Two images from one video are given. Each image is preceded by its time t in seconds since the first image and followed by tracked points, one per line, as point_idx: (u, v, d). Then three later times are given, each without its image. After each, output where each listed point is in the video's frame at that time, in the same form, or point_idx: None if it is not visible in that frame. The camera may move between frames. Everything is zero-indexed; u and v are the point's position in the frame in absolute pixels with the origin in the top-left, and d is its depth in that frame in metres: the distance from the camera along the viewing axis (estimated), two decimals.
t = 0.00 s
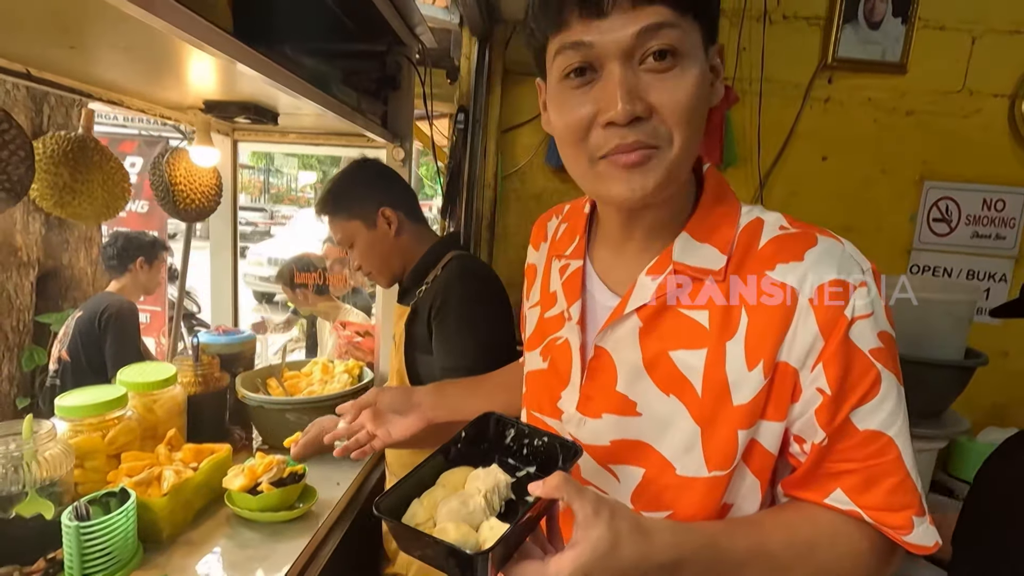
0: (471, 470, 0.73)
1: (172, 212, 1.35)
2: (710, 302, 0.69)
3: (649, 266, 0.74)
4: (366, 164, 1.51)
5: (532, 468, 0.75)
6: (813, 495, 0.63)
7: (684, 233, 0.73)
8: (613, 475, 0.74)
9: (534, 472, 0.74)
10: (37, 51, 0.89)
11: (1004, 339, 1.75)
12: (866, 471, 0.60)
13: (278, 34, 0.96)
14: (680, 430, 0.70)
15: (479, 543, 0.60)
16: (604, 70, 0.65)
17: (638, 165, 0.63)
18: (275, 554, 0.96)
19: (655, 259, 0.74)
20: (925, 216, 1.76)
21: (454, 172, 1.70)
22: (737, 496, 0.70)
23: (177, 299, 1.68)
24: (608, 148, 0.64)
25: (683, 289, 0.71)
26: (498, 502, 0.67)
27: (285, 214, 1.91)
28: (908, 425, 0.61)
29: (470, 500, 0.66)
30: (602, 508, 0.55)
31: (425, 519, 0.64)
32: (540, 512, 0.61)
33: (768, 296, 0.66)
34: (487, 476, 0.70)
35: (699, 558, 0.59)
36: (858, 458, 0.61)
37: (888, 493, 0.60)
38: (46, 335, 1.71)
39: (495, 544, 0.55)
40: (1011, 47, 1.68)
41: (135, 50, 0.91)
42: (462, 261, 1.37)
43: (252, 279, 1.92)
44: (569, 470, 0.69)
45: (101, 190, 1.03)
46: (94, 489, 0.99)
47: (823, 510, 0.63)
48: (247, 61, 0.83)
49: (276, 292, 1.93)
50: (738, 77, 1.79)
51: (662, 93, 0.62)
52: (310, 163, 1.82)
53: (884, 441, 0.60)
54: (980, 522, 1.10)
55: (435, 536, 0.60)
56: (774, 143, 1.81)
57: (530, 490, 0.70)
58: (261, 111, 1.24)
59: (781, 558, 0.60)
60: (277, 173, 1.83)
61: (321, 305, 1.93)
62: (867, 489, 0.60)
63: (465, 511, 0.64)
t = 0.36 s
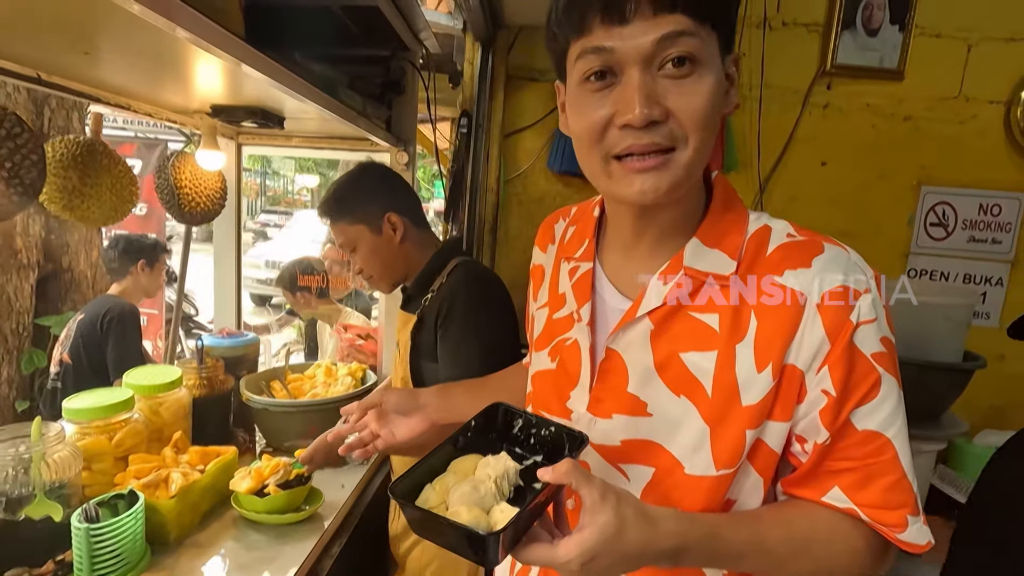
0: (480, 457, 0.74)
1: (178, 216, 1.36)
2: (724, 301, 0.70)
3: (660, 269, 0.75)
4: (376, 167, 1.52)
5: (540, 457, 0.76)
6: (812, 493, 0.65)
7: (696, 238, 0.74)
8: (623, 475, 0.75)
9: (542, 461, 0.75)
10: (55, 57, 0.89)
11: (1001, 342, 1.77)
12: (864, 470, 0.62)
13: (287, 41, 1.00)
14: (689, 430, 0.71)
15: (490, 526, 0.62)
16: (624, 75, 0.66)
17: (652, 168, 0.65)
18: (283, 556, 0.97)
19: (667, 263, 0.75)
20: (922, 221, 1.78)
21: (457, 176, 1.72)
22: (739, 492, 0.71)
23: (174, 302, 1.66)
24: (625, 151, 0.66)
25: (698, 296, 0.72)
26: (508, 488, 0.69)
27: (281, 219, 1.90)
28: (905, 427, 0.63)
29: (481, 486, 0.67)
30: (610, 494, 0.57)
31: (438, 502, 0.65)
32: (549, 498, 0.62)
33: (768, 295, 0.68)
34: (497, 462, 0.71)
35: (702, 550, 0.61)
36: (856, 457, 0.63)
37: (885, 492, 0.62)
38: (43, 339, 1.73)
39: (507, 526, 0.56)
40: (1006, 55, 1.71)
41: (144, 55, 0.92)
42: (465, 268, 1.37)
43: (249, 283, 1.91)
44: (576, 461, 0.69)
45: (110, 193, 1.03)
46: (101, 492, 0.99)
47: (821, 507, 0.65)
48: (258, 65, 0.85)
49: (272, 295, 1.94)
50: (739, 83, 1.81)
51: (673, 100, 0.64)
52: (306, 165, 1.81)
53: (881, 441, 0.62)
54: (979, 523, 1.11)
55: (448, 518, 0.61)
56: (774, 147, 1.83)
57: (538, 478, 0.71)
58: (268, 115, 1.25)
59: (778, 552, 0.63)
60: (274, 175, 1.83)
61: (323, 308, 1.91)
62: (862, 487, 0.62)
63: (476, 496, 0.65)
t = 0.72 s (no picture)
0: (487, 461, 0.73)
1: (182, 218, 1.36)
2: (735, 303, 0.70)
3: (670, 272, 0.75)
4: (365, 172, 1.51)
5: (547, 460, 0.76)
6: (821, 497, 0.65)
7: (705, 242, 0.74)
8: (630, 478, 0.75)
9: (549, 464, 0.75)
10: (66, 58, 0.89)
11: (1000, 345, 1.78)
12: (871, 476, 0.63)
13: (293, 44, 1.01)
14: (697, 434, 0.71)
15: (499, 531, 0.61)
16: (637, 74, 0.67)
17: (663, 170, 0.65)
18: (290, 559, 0.97)
19: (676, 266, 0.75)
20: (922, 224, 1.79)
21: (461, 178, 1.74)
22: (747, 496, 0.72)
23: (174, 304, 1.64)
24: (635, 151, 0.66)
25: (710, 300, 0.72)
26: (516, 492, 0.69)
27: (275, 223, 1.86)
28: (912, 433, 0.63)
29: (490, 489, 0.66)
30: (618, 498, 0.57)
31: (446, 506, 0.64)
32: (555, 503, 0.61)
33: (768, 296, 0.69)
34: (504, 466, 0.71)
35: (710, 554, 0.60)
36: (864, 462, 0.63)
37: (892, 498, 0.62)
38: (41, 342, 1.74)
39: (516, 531, 0.56)
40: (1004, 60, 1.72)
41: (151, 57, 0.92)
42: (468, 275, 1.38)
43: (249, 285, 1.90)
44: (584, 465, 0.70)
45: (116, 196, 1.03)
46: (106, 495, 0.99)
47: (828, 513, 0.65)
48: (268, 67, 0.85)
49: (271, 298, 1.92)
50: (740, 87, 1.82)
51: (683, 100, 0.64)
52: (304, 168, 1.83)
53: (889, 447, 0.63)
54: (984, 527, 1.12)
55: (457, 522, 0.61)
56: (775, 151, 1.84)
57: (546, 481, 0.71)
58: (274, 118, 1.25)
59: (784, 557, 0.62)
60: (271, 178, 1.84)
61: (324, 310, 1.89)
62: (868, 493, 0.63)
63: (485, 500, 0.64)
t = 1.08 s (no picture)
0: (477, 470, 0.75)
1: (181, 219, 1.35)
2: (735, 302, 0.70)
3: (669, 273, 0.75)
4: (371, 172, 1.50)
5: (540, 469, 0.78)
6: (821, 507, 0.65)
7: (705, 244, 0.73)
8: (623, 482, 0.75)
9: (541, 472, 0.77)
10: (66, 58, 0.88)
11: (999, 347, 1.79)
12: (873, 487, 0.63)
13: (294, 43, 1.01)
14: (692, 438, 0.71)
15: (484, 542, 0.61)
16: (603, 76, 0.68)
17: (629, 170, 0.67)
18: (289, 561, 0.96)
19: (675, 265, 0.75)
20: (921, 227, 1.80)
21: (461, 180, 1.74)
22: (747, 504, 0.71)
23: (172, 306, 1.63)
24: (603, 151, 0.68)
25: (710, 302, 0.72)
26: (504, 502, 0.70)
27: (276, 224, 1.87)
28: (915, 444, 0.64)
29: (477, 501, 0.67)
30: (607, 509, 0.55)
31: (433, 517, 0.65)
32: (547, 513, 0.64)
33: (768, 295, 0.70)
34: (493, 477, 0.72)
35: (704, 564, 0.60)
36: (866, 472, 0.63)
37: (894, 510, 0.62)
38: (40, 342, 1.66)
39: (501, 542, 0.56)
40: (1003, 64, 1.73)
41: (150, 56, 0.91)
42: (465, 273, 1.38)
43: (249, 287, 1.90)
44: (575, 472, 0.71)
45: (116, 196, 1.03)
46: (105, 496, 0.99)
47: (828, 523, 0.65)
48: (270, 66, 0.84)
49: (269, 299, 1.93)
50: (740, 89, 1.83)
51: (652, 97, 0.65)
52: (302, 169, 1.83)
53: (894, 456, 0.62)
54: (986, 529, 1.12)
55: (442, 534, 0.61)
56: (775, 153, 1.85)
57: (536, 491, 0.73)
58: (275, 118, 1.24)
59: (782, 566, 0.62)
60: (268, 179, 1.83)
61: (322, 311, 1.93)
62: (869, 505, 0.63)
63: (472, 511, 0.65)
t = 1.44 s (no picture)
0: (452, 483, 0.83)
1: (182, 219, 1.35)
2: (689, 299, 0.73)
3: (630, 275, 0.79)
4: (360, 167, 1.50)
5: (514, 478, 0.86)
6: (811, 507, 0.66)
7: (663, 242, 0.76)
8: (601, 483, 0.80)
9: (517, 481, 0.85)
10: (68, 58, 0.88)
11: (997, 349, 1.79)
12: (856, 484, 0.63)
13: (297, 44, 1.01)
14: (658, 436, 0.75)
15: (458, 556, 0.69)
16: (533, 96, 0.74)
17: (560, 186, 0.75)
18: (290, 561, 0.96)
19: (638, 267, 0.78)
20: (920, 229, 1.80)
21: (462, 181, 1.74)
22: (734, 507, 0.73)
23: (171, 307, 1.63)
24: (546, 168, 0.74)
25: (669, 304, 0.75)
26: (478, 514, 0.78)
27: (277, 223, 1.89)
28: (895, 436, 0.63)
29: (452, 513, 0.75)
30: (578, 525, 0.60)
31: (408, 530, 0.74)
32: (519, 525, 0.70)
33: (728, 291, 0.71)
34: (468, 490, 0.80)
35: None
36: (847, 469, 0.63)
37: (880, 508, 0.62)
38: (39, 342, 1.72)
39: (473, 557, 0.64)
40: (1001, 68, 1.74)
41: (152, 56, 0.91)
42: (456, 274, 1.38)
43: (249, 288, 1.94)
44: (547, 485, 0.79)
45: (118, 196, 1.03)
46: (106, 496, 0.98)
47: (817, 523, 0.65)
48: (274, 67, 0.85)
49: (268, 300, 1.95)
50: (740, 91, 1.83)
51: (546, 118, 0.73)
52: (301, 170, 1.83)
53: (871, 451, 0.62)
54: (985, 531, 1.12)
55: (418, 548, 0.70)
56: (776, 154, 1.85)
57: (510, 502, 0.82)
58: (276, 119, 1.25)
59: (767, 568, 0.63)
60: (268, 180, 1.83)
61: (323, 311, 1.92)
62: (856, 503, 0.63)
63: (447, 524, 0.73)
